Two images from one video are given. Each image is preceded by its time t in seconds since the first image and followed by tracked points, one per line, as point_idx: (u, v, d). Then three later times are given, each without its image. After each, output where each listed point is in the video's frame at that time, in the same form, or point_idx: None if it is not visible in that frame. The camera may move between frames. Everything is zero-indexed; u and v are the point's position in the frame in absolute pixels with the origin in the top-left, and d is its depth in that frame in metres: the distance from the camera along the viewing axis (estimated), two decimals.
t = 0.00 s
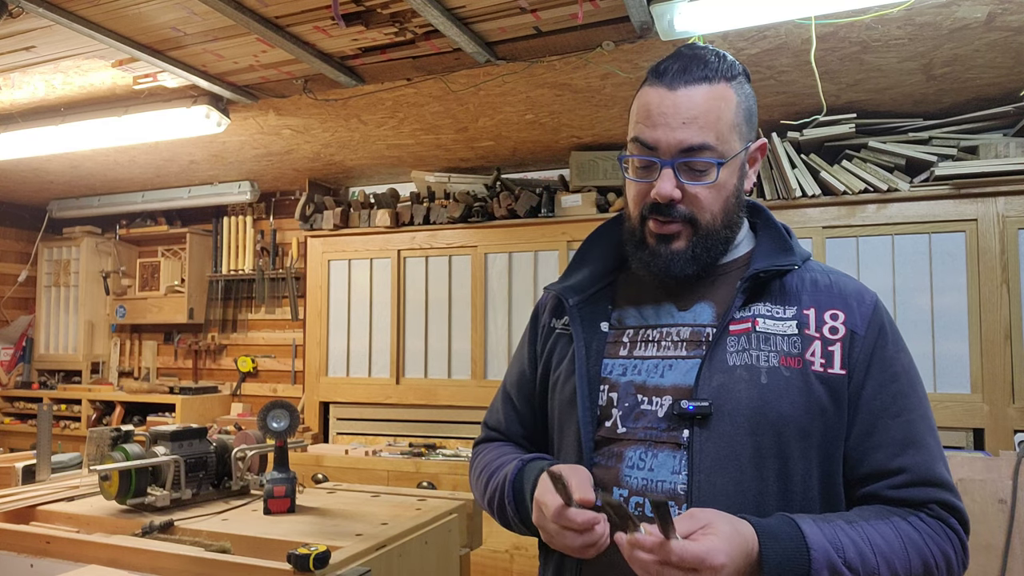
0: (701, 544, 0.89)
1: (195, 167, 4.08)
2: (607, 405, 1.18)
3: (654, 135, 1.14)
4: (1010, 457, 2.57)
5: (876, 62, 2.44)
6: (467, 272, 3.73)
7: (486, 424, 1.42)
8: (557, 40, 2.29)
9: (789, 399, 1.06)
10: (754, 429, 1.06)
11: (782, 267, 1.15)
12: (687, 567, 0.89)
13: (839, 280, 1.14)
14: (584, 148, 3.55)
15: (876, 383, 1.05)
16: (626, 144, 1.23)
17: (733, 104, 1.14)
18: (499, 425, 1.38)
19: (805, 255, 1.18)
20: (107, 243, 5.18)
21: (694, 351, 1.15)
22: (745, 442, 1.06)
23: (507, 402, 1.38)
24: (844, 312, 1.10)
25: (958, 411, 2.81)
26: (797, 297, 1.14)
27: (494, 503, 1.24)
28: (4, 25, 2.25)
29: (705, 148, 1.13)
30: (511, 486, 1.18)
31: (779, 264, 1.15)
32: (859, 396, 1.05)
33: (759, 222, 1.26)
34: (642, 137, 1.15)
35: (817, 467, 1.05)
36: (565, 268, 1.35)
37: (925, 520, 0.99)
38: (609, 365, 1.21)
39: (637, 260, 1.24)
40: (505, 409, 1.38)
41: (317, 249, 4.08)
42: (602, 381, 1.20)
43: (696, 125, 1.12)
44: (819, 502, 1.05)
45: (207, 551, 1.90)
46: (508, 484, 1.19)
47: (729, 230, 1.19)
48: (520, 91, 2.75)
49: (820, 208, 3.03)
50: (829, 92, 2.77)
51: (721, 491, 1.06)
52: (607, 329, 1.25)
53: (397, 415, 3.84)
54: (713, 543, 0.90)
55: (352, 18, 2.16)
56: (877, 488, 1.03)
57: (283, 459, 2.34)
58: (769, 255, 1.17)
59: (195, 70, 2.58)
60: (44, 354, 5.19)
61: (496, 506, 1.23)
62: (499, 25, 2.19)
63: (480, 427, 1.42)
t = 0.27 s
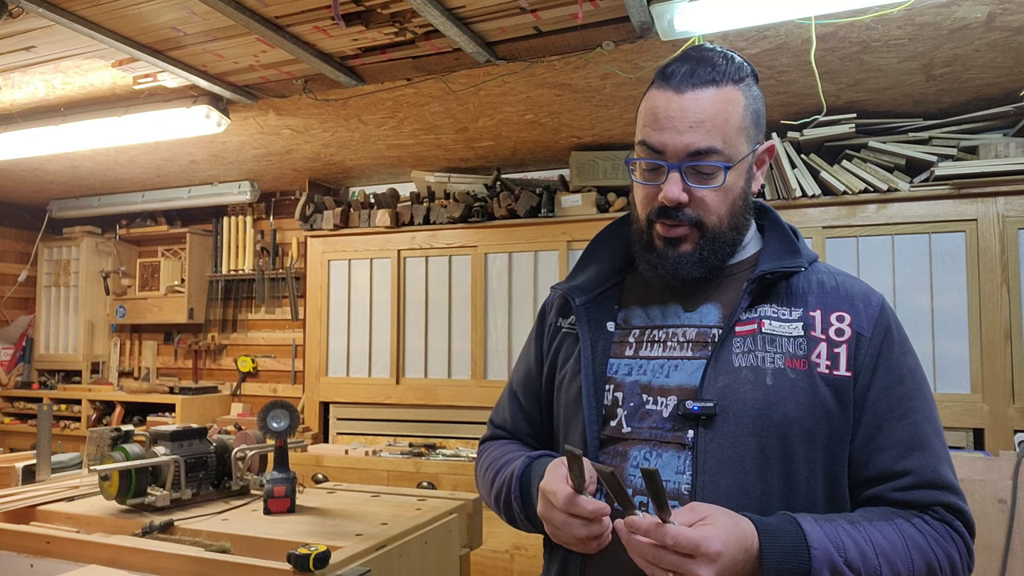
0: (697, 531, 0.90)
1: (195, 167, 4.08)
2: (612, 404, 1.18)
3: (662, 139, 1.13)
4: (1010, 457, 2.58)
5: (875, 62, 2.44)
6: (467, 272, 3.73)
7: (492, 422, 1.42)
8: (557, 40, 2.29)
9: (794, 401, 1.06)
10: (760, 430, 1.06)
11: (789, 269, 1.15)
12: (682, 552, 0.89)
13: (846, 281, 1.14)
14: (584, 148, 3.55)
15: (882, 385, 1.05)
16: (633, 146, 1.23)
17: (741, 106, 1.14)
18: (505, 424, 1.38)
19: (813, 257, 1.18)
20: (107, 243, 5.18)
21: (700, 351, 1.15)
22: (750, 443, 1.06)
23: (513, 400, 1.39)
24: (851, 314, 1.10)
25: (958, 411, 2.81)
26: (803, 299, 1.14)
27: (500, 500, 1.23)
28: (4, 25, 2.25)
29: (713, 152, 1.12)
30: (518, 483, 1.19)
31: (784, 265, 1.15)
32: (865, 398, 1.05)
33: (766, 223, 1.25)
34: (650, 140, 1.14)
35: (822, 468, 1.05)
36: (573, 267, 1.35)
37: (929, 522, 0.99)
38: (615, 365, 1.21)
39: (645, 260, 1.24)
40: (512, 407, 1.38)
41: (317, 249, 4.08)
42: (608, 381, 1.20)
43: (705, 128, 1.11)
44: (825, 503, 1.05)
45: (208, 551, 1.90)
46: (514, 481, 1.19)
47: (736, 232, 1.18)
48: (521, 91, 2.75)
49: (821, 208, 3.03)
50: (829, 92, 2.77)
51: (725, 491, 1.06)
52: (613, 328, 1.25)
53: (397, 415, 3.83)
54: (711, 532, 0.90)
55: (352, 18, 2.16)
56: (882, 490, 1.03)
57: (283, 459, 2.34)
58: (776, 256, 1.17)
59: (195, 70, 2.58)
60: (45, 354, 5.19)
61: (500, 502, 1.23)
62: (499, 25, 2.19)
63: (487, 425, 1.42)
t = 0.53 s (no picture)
0: (702, 534, 0.89)
1: (195, 167, 4.08)
2: (614, 404, 1.19)
3: (665, 140, 1.13)
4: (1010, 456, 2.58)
5: (876, 62, 2.44)
6: (467, 272, 3.73)
7: (492, 422, 1.42)
8: (557, 40, 2.29)
9: (796, 401, 1.06)
10: (761, 429, 1.06)
11: (790, 270, 1.15)
12: (688, 556, 0.89)
13: (846, 282, 1.14)
14: (584, 148, 3.55)
15: (882, 385, 1.06)
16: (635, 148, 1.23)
17: (744, 108, 1.14)
18: (505, 424, 1.38)
19: (814, 258, 1.18)
20: (107, 243, 5.18)
21: (702, 351, 1.16)
22: (752, 443, 1.06)
23: (513, 400, 1.38)
24: (851, 315, 1.10)
25: (958, 411, 2.81)
26: (804, 300, 1.14)
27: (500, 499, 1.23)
28: (4, 25, 2.25)
29: (717, 154, 1.12)
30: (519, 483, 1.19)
31: (785, 266, 1.15)
32: (866, 398, 1.06)
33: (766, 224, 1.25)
34: (653, 142, 1.14)
35: (823, 467, 1.05)
36: (573, 267, 1.35)
37: (929, 521, 1.00)
38: (617, 365, 1.21)
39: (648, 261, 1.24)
40: (512, 407, 1.38)
41: (317, 249, 4.08)
42: (610, 381, 1.20)
43: (709, 129, 1.11)
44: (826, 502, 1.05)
45: (208, 551, 1.90)
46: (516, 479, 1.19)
47: (739, 233, 1.19)
48: (520, 91, 2.75)
49: (821, 208, 3.03)
50: (829, 92, 2.77)
51: (727, 490, 1.06)
52: (614, 329, 1.25)
53: (397, 415, 3.83)
54: (715, 534, 0.90)
55: (352, 18, 2.16)
56: (881, 489, 1.03)
57: (283, 459, 2.34)
58: (777, 257, 1.17)
59: (195, 70, 2.58)
60: (45, 354, 5.19)
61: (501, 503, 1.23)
62: (499, 25, 2.19)
63: (486, 426, 1.42)
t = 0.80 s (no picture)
0: (717, 524, 0.86)
1: (195, 167, 4.08)
2: (614, 404, 1.15)
3: (652, 119, 1.13)
4: (1010, 457, 2.57)
5: (876, 62, 2.44)
6: (467, 272, 3.73)
7: (478, 422, 1.36)
8: (556, 40, 2.29)
9: (796, 399, 1.04)
10: (763, 428, 1.04)
11: (787, 269, 1.13)
12: (703, 547, 0.86)
13: (839, 283, 1.13)
14: (584, 148, 3.55)
15: (879, 382, 1.04)
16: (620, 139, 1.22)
17: (724, 89, 1.15)
18: (492, 423, 1.32)
19: (807, 258, 1.17)
20: (107, 243, 5.18)
21: (702, 350, 1.12)
22: (754, 441, 1.04)
23: (503, 401, 1.32)
24: (846, 314, 1.08)
25: (957, 411, 2.81)
26: (800, 299, 1.12)
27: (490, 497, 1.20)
28: (4, 25, 2.25)
29: (704, 125, 1.11)
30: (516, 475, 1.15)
31: (784, 266, 1.13)
32: (862, 395, 1.04)
33: (759, 225, 1.24)
34: (639, 122, 1.14)
35: (821, 462, 1.04)
36: (568, 266, 1.31)
37: (929, 513, 0.99)
38: (616, 365, 1.17)
39: (642, 252, 1.20)
40: (501, 408, 1.32)
41: (317, 249, 4.08)
42: (609, 381, 1.17)
43: (694, 106, 1.12)
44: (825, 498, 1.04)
45: (208, 551, 1.90)
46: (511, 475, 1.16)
47: (733, 214, 1.16)
48: (520, 91, 2.75)
49: (821, 209, 3.03)
50: (829, 92, 2.77)
51: (730, 490, 1.03)
52: (612, 329, 1.21)
53: (397, 415, 3.83)
54: (730, 525, 0.87)
55: (352, 18, 2.16)
56: (879, 485, 1.02)
57: (283, 459, 2.34)
58: (774, 256, 1.16)
59: (195, 70, 2.58)
60: (45, 354, 5.19)
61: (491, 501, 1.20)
62: (498, 25, 2.19)
63: (471, 425, 1.36)
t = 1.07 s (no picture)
0: (727, 479, 0.83)
1: (195, 167, 4.08)
2: (600, 403, 1.09)
3: (602, 117, 1.15)
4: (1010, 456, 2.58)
5: (876, 62, 2.44)
6: (467, 272, 3.73)
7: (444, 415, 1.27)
8: (557, 40, 2.29)
9: (779, 391, 1.00)
10: (751, 419, 0.99)
11: (765, 262, 1.11)
12: (715, 504, 0.82)
13: (812, 275, 1.11)
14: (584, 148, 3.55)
15: (859, 368, 1.01)
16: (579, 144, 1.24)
17: (674, 83, 1.16)
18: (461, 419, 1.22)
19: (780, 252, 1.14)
20: (107, 243, 5.18)
21: (685, 346, 1.08)
22: (741, 434, 0.99)
23: (473, 399, 1.22)
24: (822, 304, 1.05)
25: (957, 411, 2.81)
26: (776, 293, 1.09)
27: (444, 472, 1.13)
28: (4, 25, 2.25)
29: (652, 117, 1.12)
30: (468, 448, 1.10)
31: (759, 258, 1.11)
32: (842, 380, 1.01)
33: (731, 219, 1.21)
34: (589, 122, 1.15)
35: (807, 450, 0.99)
36: (546, 265, 1.25)
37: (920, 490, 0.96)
38: (599, 363, 1.12)
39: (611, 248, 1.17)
40: (470, 406, 1.22)
41: (317, 249, 4.08)
42: (594, 379, 1.11)
43: (641, 100, 1.12)
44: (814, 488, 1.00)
45: (208, 551, 1.90)
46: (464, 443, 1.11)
47: (694, 205, 1.14)
48: (520, 91, 2.75)
49: (821, 208, 3.04)
50: (829, 92, 2.77)
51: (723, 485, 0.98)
52: (594, 327, 1.16)
53: (397, 415, 3.83)
54: (741, 483, 0.84)
55: (352, 19, 2.16)
56: (868, 465, 0.99)
57: (283, 459, 2.34)
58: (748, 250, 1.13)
59: (195, 70, 2.58)
60: (45, 354, 5.19)
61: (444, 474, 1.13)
62: (499, 25, 2.19)
63: (440, 419, 1.26)
